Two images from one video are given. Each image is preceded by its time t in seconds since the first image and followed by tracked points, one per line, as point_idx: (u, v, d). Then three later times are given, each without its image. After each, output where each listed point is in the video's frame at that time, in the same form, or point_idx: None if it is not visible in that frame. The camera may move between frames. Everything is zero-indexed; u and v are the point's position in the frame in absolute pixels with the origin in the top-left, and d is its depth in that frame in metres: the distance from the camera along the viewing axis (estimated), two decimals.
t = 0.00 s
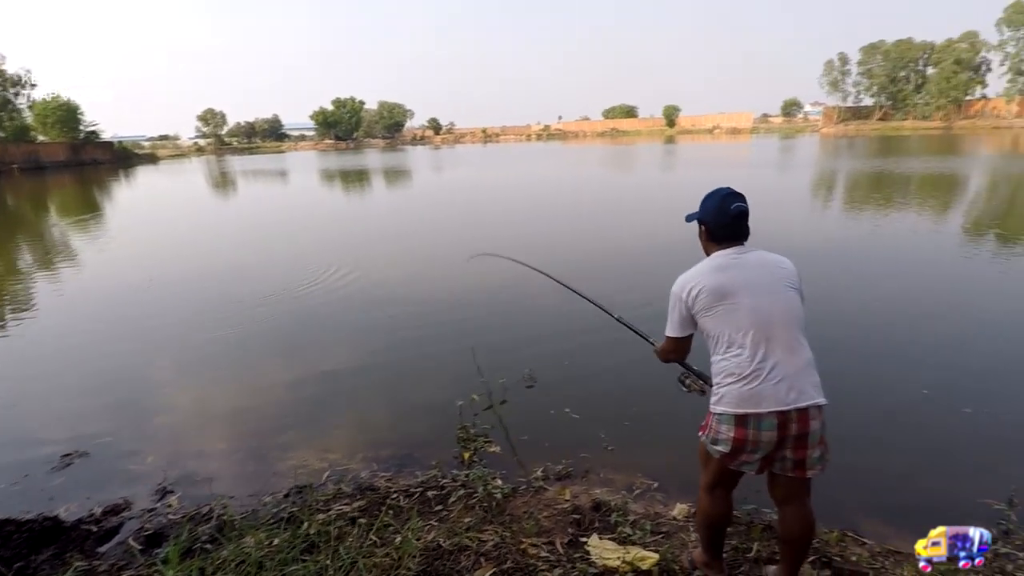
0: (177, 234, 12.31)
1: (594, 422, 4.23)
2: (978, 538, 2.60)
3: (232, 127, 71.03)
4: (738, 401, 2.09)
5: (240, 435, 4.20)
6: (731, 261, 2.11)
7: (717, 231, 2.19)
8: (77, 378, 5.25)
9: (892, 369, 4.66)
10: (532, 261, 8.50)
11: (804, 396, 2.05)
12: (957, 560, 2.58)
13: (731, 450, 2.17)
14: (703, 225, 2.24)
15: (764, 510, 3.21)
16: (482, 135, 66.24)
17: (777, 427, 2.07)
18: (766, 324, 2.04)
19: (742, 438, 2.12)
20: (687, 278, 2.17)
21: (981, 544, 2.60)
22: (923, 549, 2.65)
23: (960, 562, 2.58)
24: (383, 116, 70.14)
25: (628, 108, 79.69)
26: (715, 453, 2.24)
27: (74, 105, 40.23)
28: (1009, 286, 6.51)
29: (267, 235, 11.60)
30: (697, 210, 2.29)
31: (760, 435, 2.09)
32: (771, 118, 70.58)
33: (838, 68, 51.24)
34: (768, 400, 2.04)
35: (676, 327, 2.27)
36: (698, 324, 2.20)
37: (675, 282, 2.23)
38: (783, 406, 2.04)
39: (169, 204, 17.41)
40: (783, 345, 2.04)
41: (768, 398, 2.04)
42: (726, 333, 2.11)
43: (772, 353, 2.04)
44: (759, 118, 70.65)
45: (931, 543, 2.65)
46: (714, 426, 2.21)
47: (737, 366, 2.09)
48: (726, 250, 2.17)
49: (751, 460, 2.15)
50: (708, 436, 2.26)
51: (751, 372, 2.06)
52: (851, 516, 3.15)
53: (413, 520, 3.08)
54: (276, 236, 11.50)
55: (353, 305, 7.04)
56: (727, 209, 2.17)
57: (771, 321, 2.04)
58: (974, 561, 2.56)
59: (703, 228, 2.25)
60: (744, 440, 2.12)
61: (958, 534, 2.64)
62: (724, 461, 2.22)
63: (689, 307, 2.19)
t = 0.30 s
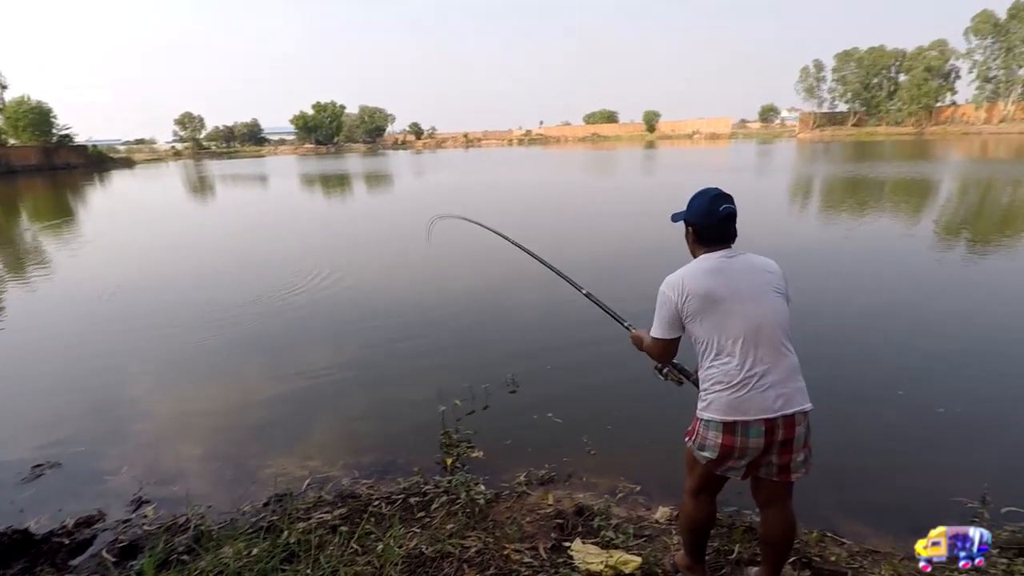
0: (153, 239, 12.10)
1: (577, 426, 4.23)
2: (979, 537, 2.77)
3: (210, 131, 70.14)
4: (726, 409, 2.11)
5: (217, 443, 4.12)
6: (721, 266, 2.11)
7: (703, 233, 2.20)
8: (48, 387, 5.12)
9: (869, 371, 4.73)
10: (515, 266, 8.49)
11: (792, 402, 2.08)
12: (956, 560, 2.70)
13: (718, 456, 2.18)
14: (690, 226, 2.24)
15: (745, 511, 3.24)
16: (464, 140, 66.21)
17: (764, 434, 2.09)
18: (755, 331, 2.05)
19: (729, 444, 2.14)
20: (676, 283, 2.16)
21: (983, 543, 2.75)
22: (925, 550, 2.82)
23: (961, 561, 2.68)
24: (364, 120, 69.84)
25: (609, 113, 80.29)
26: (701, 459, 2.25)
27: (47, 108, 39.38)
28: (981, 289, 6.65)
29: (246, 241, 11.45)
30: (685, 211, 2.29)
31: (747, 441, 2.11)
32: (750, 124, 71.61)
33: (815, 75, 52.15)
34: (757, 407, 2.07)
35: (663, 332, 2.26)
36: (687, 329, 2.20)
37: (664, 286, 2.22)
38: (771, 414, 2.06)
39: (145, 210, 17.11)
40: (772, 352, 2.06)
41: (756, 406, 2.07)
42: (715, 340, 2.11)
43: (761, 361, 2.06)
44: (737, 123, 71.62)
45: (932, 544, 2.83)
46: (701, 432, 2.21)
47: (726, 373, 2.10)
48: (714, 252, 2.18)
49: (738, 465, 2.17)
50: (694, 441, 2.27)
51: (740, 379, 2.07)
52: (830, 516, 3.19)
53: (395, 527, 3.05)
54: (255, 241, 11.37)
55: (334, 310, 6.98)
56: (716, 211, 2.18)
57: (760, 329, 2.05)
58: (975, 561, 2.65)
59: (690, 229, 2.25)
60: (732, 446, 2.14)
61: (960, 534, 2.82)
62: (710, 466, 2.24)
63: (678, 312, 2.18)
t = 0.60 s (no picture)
0: (137, 242, 11.98)
1: (564, 430, 4.24)
2: (979, 537, 2.88)
3: (196, 132, 69.47)
4: (723, 419, 2.11)
5: (201, 447, 4.08)
6: (721, 273, 2.09)
7: (697, 239, 2.18)
8: (28, 390, 5.04)
9: (851, 376, 4.80)
10: (503, 270, 8.50)
11: (786, 411, 2.11)
12: (956, 560, 2.77)
13: (712, 465, 2.19)
14: (684, 231, 2.22)
15: (730, 515, 3.26)
16: (452, 144, 66.23)
17: (759, 443, 2.12)
18: (754, 341, 2.05)
19: (724, 453, 2.15)
20: (675, 289, 2.12)
21: (983, 543, 2.85)
22: (926, 550, 2.89)
23: (961, 560, 2.75)
24: (352, 124, 69.62)
25: (597, 118, 80.75)
26: (694, 467, 2.26)
27: (29, 109, 38.84)
28: (961, 295, 6.76)
29: (232, 243, 11.37)
30: (678, 214, 2.27)
31: (742, 450, 2.13)
32: (735, 130, 72.37)
33: (799, 81, 52.84)
34: (753, 417, 2.08)
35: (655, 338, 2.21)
36: (683, 336, 2.17)
37: (660, 292, 2.17)
38: (766, 423, 2.09)
39: (129, 212, 16.94)
40: (767, 362, 2.08)
41: (753, 415, 2.08)
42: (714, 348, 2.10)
43: (758, 371, 2.07)
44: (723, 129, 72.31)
45: (933, 544, 2.91)
46: (696, 441, 2.22)
47: (723, 383, 2.10)
48: (709, 258, 2.16)
49: (731, 474, 2.19)
50: (688, 450, 2.28)
51: (737, 390, 2.08)
52: (813, 519, 3.23)
53: (381, 531, 3.04)
54: (241, 244, 11.28)
55: (320, 314, 6.94)
56: (710, 216, 2.16)
57: (759, 338, 2.06)
58: (975, 560, 2.72)
59: (683, 233, 2.23)
60: (726, 456, 2.15)
61: (960, 534, 2.92)
62: (703, 474, 2.25)
63: (674, 319, 2.15)
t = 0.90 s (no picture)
0: (127, 246, 11.89)
1: (558, 433, 4.24)
2: (980, 538, 2.92)
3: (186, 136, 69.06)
4: (719, 425, 2.12)
5: (193, 452, 4.05)
6: (714, 278, 2.10)
7: (690, 243, 2.19)
8: (15, 396, 4.99)
9: (843, 377, 4.83)
10: (495, 273, 8.49)
11: (782, 415, 2.12)
12: (956, 559, 2.80)
13: (709, 470, 2.20)
14: (677, 235, 2.23)
15: (724, 517, 3.27)
16: (444, 147, 66.24)
17: (756, 448, 2.12)
18: (748, 345, 2.06)
19: (721, 458, 2.16)
20: (669, 294, 2.13)
21: (982, 543, 2.89)
22: (925, 549, 2.92)
23: (960, 560, 2.78)
24: (344, 127, 69.48)
25: (588, 121, 81.00)
26: (690, 472, 2.27)
27: (16, 113, 38.43)
28: (950, 296, 6.82)
29: (223, 247, 11.31)
30: (671, 218, 2.28)
31: (738, 455, 2.14)
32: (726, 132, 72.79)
33: (789, 84, 53.23)
34: (750, 422, 2.09)
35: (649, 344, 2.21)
36: (677, 341, 2.18)
37: (654, 297, 2.18)
38: (763, 428, 2.10)
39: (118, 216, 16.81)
40: (762, 366, 2.09)
41: (749, 421, 2.09)
42: (708, 353, 2.11)
43: (752, 375, 2.08)
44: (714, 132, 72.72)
45: (933, 544, 2.93)
46: (692, 446, 2.22)
47: (719, 388, 2.11)
48: (703, 262, 2.17)
49: (727, 478, 2.20)
50: (684, 454, 2.29)
51: (733, 395, 2.08)
52: (806, 521, 3.24)
53: (374, 535, 3.03)
54: (232, 248, 11.22)
55: (311, 318, 6.91)
56: (702, 220, 2.16)
57: (753, 342, 2.07)
58: (975, 560, 2.75)
59: (677, 237, 2.24)
60: (723, 461, 2.16)
61: (960, 534, 2.97)
62: (698, 479, 2.26)
63: (668, 324, 2.16)
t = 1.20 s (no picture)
0: (120, 251, 11.84)
1: (554, 435, 4.24)
2: (980, 537, 2.93)
3: (179, 141, 68.83)
4: (711, 425, 2.13)
5: (187, 458, 4.03)
6: (711, 278, 2.10)
7: (688, 241, 2.19)
8: (7, 403, 4.95)
9: (838, 377, 4.85)
10: (491, 275, 8.49)
11: (774, 417, 2.12)
12: (957, 559, 2.81)
13: (701, 470, 2.21)
14: (676, 234, 2.24)
15: (719, 518, 3.28)
16: (438, 150, 66.28)
17: (747, 449, 2.13)
18: (743, 346, 2.07)
19: (713, 459, 2.17)
20: (665, 292, 2.13)
21: (982, 543, 2.89)
22: (924, 549, 2.92)
23: (961, 560, 2.79)
24: (338, 130, 69.41)
25: (583, 124, 81.16)
26: (683, 471, 2.28)
27: (8, 118, 38.20)
28: (943, 296, 6.87)
29: (217, 251, 11.28)
30: (670, 216, 2.28)
31: (731, 456, 2.15)
32: (719, 134, 73.10)
33: (782, 86, 53.52)
34: (742, 423, 2.10)
35: (644, 343, 2.21)
36: (672, 340, 2.19)
37: (651, 295, 2.18)
38: (755, 430, 2.10)
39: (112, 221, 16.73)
40: (756, 368, 2.09)
41: (741, 422, 2.10)
42: (702, 353, 2.12)
43: (746, 376, 2.09)
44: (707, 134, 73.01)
45: (933, 544, 2.93)
46: (684, 446, 2.23)
47: (712, 389, 2.12)
48: (700, 262, 2.17)
49: (719, 479, 2.21)
50: (676, 454, 2.30)
51: (725, 395, 2.09)
52: (802, 521, 3.25)
53: (369, 539, 3.02)
54: (227, 252, 11.19)
55: (306, 322, 6.89)
56: (701, 219, 2.17)
57: (747, 343, 2.07)
58: (975, 560, 2.76)
59: (676, 236, 2.25)
60: (716, 461, 2.17)
61: (960, 534, 2.98)
62: (691, 479, 2.27)
63: (664, 323, 2.16)
